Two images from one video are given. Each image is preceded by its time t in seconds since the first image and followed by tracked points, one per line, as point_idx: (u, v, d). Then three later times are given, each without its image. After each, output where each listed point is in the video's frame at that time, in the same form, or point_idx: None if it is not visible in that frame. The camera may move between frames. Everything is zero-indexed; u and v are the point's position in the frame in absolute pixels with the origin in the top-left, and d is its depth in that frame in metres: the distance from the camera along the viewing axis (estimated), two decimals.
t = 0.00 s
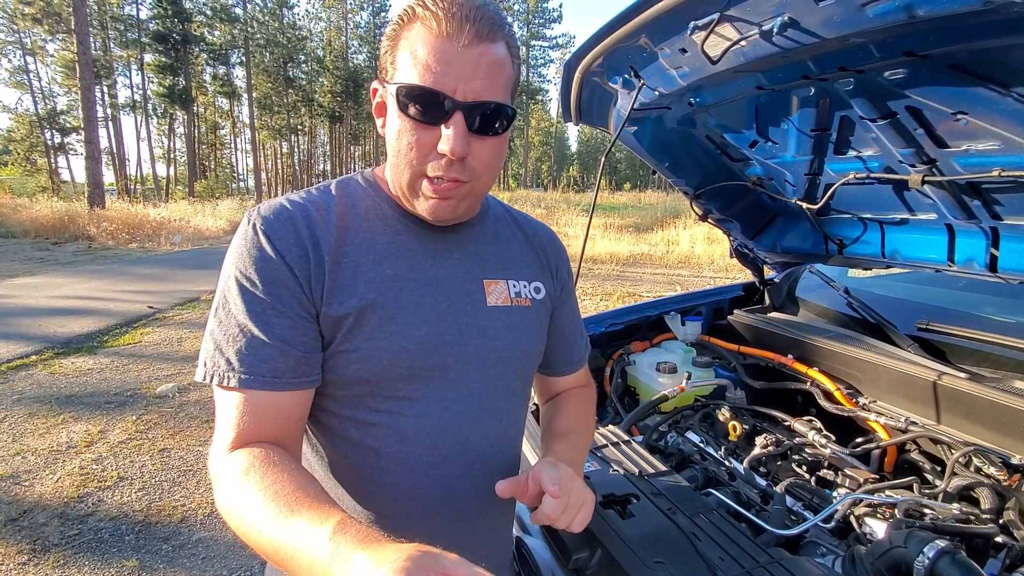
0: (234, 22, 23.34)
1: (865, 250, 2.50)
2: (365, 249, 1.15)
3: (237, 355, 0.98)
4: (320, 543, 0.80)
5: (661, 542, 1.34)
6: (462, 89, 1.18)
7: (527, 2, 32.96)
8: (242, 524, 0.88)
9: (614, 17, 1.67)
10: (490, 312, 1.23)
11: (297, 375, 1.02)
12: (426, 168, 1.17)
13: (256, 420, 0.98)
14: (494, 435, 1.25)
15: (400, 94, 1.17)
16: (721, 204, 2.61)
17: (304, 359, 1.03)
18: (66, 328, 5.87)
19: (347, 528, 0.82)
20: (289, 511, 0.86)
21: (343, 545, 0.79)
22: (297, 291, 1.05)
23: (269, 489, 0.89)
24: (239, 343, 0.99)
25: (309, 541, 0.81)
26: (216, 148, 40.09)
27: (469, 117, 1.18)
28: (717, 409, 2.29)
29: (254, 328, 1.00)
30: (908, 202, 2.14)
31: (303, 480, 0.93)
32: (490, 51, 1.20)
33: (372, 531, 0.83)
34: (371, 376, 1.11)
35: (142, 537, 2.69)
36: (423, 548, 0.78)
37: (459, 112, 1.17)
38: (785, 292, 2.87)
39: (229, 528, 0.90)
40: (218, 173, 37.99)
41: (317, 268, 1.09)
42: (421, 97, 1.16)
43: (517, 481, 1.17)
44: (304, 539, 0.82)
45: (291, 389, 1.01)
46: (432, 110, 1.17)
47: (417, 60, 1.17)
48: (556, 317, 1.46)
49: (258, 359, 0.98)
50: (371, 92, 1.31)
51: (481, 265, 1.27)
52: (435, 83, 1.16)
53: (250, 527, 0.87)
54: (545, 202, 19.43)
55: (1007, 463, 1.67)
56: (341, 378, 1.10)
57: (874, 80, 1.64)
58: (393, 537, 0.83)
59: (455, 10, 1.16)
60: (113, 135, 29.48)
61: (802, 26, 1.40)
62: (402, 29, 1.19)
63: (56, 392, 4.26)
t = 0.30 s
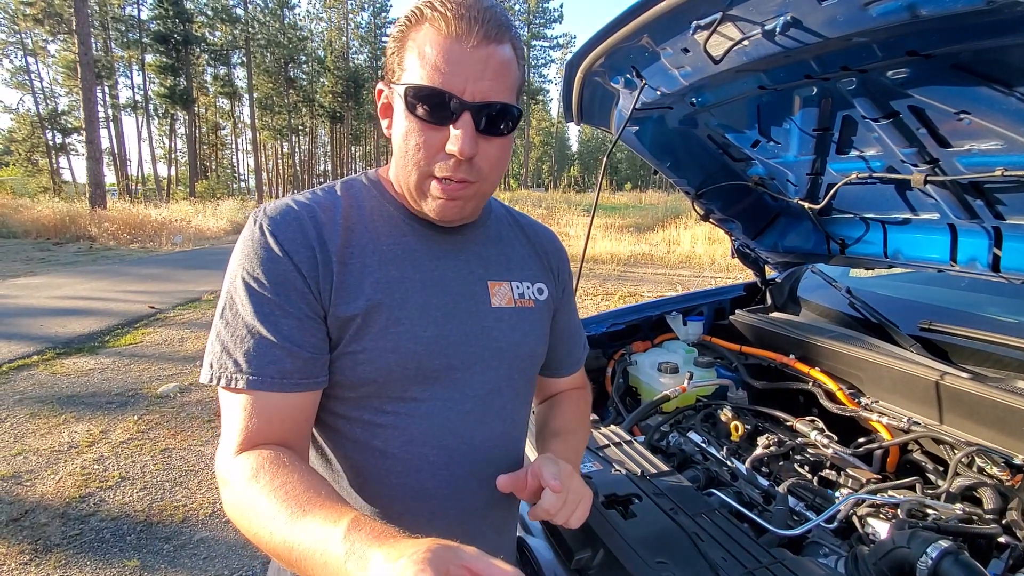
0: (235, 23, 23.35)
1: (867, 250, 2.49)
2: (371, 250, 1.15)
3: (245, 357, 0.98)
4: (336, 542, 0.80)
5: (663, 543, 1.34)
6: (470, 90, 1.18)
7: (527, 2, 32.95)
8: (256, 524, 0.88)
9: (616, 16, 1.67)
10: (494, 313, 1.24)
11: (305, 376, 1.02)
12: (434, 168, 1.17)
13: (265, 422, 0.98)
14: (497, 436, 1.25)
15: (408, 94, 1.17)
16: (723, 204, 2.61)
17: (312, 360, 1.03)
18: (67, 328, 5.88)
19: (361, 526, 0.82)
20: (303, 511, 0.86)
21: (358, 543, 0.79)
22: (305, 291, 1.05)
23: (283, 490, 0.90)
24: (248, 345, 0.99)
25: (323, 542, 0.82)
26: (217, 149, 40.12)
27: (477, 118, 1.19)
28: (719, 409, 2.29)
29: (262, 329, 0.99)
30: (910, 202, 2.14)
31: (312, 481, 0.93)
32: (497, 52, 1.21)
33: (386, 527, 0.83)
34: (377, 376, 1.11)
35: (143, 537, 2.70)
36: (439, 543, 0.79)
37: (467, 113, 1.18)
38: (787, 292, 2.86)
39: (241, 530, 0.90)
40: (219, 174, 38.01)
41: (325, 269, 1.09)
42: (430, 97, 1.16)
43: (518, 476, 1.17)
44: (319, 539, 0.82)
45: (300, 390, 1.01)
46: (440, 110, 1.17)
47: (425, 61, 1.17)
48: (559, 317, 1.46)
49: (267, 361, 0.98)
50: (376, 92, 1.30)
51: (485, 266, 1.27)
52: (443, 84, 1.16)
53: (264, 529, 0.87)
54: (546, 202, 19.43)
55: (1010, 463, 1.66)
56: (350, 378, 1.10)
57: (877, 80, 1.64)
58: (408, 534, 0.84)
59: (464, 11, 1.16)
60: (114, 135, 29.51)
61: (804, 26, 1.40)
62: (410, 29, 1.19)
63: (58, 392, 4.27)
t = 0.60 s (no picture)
0: (235, 24, 23.36)
1: (868, 250, 2.49)
2: (369, 251, 1.15)
3: (242, 359, 0.97)
4: (339, 542, 0.80)
5: (664, 545, 1.33)
6: (470, 90, 1.18)
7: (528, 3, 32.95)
8: (257, 526, 0.88)
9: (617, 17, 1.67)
10: (493, 313, 1.24)
11: (303, 378, 1.02)
12: (434, 168, 1.17)
13: (263, 424, 0.98)
14: (498, 437, 1.24)
15: (407, 94, 1.17)
16: (723, 204, 2.61)
17: (310, 361, 1.03)
18: (68, 329, 5.88)
19: (365, 525, 0.82)
20: (304, 512, 0.86)
21: (363, 541, 0.80)
22: (303, 293, 1.05)
23: (284, 492, 0.90)
24: (245, 347, 0.98)
25: (326, 542, 0.81)
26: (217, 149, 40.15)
27: (476, 117, 1.19)
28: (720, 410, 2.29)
29: (260, 331, 0.99)
30: (911, 203, 2.14)
31: (313, 482, 0.93)
32: (495, 53, 1.21)
33: (389, 525, 0.84)
34: (378, 377, 1.11)
35: (144, 539, 2.69)
36: (446, 538, 0.79)
37: (466, 113, 1.18)
38: (788, 292, 2.86)
39: (242, 534, 0.90)
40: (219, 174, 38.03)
41: (324, 270, 1.09)
42: (429, 97, 1.16)
43: (520, 473, 1.18)
44: (323, 538, 0.82)
45: (298, 392, 1.01)
46: (439, 110, 1.17)
47: (424, 61, 1.17)
48: (556, 317, 1.46)
49: (265, 363, 0.98)
50: (373, 94, 1.30)
51: (483, 266, 1.27)
52: (443, 84, 1.17)
53: (265, 531, 0.87)
54: (546, 202, 19.43)
55: (1012, 463, 1.66)
56: (350, 379, 1.10)
57: (877, 80, 1.64)
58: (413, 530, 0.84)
59: (463, 12, 1.17)
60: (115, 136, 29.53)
61: (805, 27, 1.40)
62: (409, 31, 1.19)
63: (59, 393, 4.27)
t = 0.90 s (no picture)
0: (236, 25, 23.37)
1: (869, 250, 2.49)
2: (369, 250, 1.15)
3: (240, 360, 0.97)
4: (349, 507, 0.82)
5: (665, 546, 1.33)
6: (469, 87, 1.19)
7: (528, 3, 32.95)
8: (263, 513, 0.88)
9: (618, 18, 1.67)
10: (493, 311, 1.24)
11: (302, 378, 1.01)
12: (434, 165, 1.17)
13: (263, 426, 0.98)
14: (499, 439, 1.24)
15: (406, 92, 1.18)
16: (725, 205, 2.61)
17: (309, 361, 1.03)
18: (70, 331, 5.88)
19: (373, 488, 0.84)
20: (309, 489, 0.88)
21: (373, 501, 0.81)
22: (302, 292, 1.05)
23: (288, 472, 0.91)
24: (243, 347, 0.98)
25: (337, 511, 0.83)
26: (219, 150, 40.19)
27: (475, 114, 1.20)
28: (722, 411, 2.29)
29: (258, 331, 0.99)
30: (912, 203, 2.13)
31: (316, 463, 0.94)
32: (491, 53, 1.23)
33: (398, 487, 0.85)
34: (379, 377, 1.10)
35: (146, 540, 2.70)
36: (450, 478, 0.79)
37: (465, 110, 1.18)
38: (789, 293, 2.86)
39: (249, 524, 0.90)
40: (221, 175, 38.08)
41: (323, 270, 1.09)
42: (428, 95, 1.17)
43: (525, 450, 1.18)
44: (331, 508, 0.83)
45: (297, 392, 1.01)
46: (439, 108, 1.17)
47: (422, 60, 1.18)
48: (552, 316, 1.47)
49: (264, 363, 0.98)
50: (370, 97, 1.31)
51: (481, 266, 1.27)
52: (442, 81, 1.17)
53: (272, 516, 0.88)
54: (547, 203, 19.44)
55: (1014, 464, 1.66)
56: (350, 380, 1.10)
57: (878, 81, 1.64)
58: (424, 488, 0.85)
59: (460, 12, 1.18)
60: (117, 138, 29.56)
61: (805, 28, 1.40)
62: (407, 32, 1.20)
63: (61, 395, 4.27)
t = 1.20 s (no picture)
0: (236, 26, 23.40)
1: (870, 250, 2.49)
2: (373, 251, 1.15)
3: (237, 358, 0.96)
4: (367, 466, 0.84)
5: (666, 546, 1.33)
6: (481, 83, 1.21)
7: (528, 3, 32.95)
8: (276, 493, 0.88)
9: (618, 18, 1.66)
10: (494, 315, 1.24)
11: (299, 380, 1.00)
12: (444, 160, 1.19)
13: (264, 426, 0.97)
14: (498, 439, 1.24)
15: (420, 86, 1.19)
16: (725, 204, 2.60)
17: (307, 364, 1.02)
18: (71, 331, 5.89)
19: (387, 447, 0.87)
20: (322, 461, 0.89)
21: (392, 458, 0.84)
22: (304, 293, 1.04)
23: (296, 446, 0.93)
24: (241, 346, 0.97)
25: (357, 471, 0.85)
26: (219, 151, 40.22)
27: (486, 110, 1.22)
28: (722, 410, 2.29)
29: (258, 330, 0.98)
30: (913, 202, 2.13)
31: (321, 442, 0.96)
32: (502, 51, 1.26)
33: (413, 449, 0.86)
34: (379, 378, 1.10)
35: (147, 540, 2.70)
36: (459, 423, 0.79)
37: (477, 105, 1.20)
38: (790, 292, 2.86)
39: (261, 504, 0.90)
40: (221, 176, 38.11)
41: (326, 271, 1.09)
42: (441, 89, 1.19)
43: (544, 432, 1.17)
44: (350, 471, 0.86)
45: (295, 395, 1.00)
46: (451, 102, 1.19)
47: (437, 54, 1.20)
48: (552, 321, 1.48)
49: (262, 363, 0.96)
50: (381, 92, 1.32)
51: (483, 269, 1.27)
52: (456, 75, 1.19)
53: (288, 490, 0.88)
54: (547, 203, 19.45)
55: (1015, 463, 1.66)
56: (351, 382, 1.10)
57: (879, 80, 1.63)
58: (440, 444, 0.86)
59: (475, 9, 1.21)
60: (117, 139, 29.59)
61: (805, 27, 1.39)
62: (421, 28, 1.22)
63: (62, 395, 4.28)
